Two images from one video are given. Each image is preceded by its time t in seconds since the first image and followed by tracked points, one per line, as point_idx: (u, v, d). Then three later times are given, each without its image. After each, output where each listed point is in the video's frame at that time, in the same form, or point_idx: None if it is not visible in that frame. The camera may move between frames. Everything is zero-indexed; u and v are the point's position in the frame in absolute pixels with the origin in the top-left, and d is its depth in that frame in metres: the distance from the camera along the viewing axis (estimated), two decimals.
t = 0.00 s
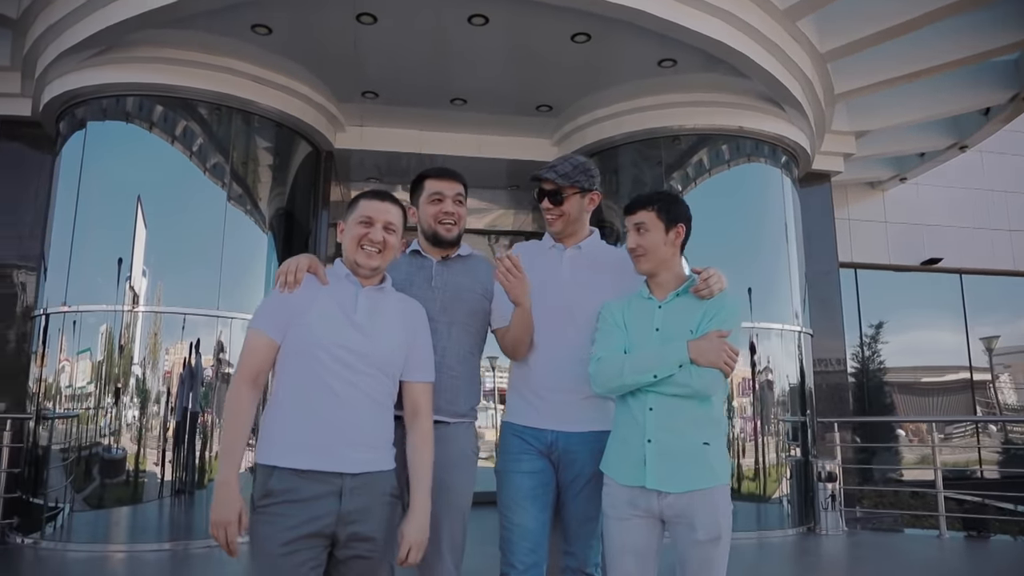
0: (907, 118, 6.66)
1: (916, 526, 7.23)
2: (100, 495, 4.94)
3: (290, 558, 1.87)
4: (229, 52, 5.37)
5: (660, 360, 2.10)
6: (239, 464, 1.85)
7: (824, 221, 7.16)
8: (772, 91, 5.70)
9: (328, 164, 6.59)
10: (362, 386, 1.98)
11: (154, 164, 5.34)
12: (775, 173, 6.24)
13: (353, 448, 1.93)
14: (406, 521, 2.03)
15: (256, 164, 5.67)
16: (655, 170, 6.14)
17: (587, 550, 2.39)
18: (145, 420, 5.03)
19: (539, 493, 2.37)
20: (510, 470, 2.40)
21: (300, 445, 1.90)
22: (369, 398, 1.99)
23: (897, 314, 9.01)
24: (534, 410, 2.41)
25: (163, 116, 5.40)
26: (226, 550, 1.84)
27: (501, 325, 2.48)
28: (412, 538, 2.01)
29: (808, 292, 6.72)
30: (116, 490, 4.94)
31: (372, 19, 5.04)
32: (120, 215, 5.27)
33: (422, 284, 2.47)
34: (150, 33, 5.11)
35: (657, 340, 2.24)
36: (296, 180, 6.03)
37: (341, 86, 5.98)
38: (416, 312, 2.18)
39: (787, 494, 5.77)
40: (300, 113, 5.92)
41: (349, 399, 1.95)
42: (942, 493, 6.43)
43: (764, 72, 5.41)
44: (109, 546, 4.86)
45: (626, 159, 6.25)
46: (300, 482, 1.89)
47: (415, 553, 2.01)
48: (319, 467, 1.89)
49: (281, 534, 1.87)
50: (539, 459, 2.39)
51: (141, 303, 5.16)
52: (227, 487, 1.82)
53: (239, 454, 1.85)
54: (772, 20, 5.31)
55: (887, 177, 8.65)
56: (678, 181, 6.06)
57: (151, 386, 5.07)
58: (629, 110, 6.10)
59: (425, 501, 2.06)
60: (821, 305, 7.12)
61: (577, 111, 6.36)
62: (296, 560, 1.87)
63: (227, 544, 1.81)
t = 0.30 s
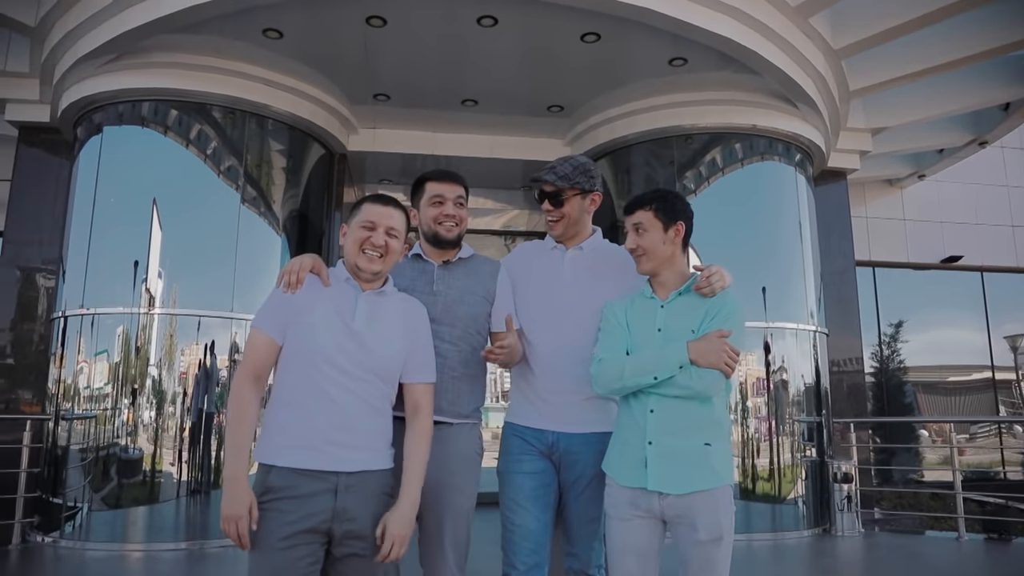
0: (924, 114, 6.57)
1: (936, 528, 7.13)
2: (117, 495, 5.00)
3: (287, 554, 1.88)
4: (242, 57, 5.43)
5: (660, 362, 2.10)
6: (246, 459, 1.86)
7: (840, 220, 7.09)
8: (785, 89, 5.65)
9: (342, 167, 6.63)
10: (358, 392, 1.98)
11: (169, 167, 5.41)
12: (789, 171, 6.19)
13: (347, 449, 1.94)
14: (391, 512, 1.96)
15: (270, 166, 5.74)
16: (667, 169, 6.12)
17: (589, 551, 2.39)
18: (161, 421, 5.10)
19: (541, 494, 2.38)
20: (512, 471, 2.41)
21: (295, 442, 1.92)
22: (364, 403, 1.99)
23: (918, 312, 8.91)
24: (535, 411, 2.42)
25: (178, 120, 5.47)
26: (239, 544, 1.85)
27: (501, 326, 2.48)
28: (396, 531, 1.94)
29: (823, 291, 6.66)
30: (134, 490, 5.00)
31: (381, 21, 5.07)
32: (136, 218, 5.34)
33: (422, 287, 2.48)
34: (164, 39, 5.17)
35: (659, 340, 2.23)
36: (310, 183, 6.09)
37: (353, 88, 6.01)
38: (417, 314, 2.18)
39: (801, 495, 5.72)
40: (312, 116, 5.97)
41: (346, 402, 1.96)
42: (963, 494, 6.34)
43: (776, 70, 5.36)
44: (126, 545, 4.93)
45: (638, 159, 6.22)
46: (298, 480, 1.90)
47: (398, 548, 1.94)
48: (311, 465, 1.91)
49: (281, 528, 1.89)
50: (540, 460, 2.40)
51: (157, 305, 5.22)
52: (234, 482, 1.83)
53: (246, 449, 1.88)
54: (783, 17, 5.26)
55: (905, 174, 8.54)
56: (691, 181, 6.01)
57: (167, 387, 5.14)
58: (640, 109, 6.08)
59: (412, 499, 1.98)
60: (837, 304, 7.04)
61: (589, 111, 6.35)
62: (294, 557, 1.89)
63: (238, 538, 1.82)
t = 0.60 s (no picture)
0: (944, 109, 6.46)
1: (958, 530, 7.02)
2: (135, 494, 5.05)
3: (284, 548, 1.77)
4: (255, 59, 5.46)
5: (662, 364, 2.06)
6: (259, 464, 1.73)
7: (858, 217, 6.99)
8: (800, 85, 5.57)
9: (355, 168, 6.66)
10: (355, 411, 1.84)
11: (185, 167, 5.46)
12: (805, 169, 6.11)
13: (336, 463, 1.81)
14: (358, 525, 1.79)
15: (284, 168, 5.77)
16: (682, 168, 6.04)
17: (596, 553, 2.37)
18: (177, 421, 5.14)
19: (546, 495, 2.36)
20: (517, 472, 2.39)
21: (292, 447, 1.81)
22: (358, 424, 1.85)
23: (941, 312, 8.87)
24: (541, 412, 2.40)
25: (193, 123, 5.53)
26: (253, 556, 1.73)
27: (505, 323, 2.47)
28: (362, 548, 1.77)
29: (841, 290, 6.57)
30: (151, 489, 5.05)
31: (392, 22, 5.07)
32: (152, 219, 5.40)
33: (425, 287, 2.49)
34: (177, 43, 5.22)
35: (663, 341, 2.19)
36: (323, 184, 6.12)
37: (365, 89, 6.02)
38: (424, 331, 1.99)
39: (819, 496, 5.66)
40: (325, 118, 6.00)
41: (342, 418, 1.83)
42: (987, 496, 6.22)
43: (791, 65, 5.30)
44: (144, 544, 4.98)
45: (652, 157, 6.17)
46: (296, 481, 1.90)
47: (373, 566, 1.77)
48: (300, 466, 1.80)
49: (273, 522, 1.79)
50: (545, 461, 2.38)
51: (173, 306, 5.27)
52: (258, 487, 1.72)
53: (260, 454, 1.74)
54: (797, 12, 5.20)
55: (926, 170, 8.41)
56: (705, 179, 5.95)
57: (183, 387, 5.18)
58: (654, 108, 6.04)
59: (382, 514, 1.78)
60: (856, 303, 6.94)
61: (602, 109, 6.32)
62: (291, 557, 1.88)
63: (258, 548, 1.71)
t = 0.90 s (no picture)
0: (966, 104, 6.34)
1: (984, 533, 6.89)
2: (153, 494, 5.10)
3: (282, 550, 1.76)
4: (268, 62, 5.50)
5: (667, 346, 2.04)
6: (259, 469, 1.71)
7: (879, 215, 6.89)
8: (816, 81, 5.50)
9: (370, 169, 6.68)
10: (349, 427, 1.83)
11: (202, 177, 5.50)
12: (822, 166, 6.03)
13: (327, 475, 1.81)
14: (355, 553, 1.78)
15: (299, 169, 5.81)
16: (697, 167, 6.00)
17: (603, 554, 2.34)
18: (194, 421, 5.18)
19: (553, 496, 2.34)
20: (523, 472, 2.37)
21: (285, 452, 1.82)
22: (352, 439, 1.84)
23: (966, 309, 8.71)
24: (548, 412, 2.37)
25: (209, 126, 5.58)
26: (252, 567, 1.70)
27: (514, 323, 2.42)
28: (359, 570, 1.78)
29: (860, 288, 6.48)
30: (168, 489, 5.09)
31: (403, 23, 5.08)
32: (168, 222, 5.46)
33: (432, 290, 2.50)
34: (192, 47, 5.27)
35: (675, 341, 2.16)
36: (338, 186, 6.15)
37: (379, 91, 6.04)
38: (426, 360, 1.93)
39: (839, 497, 5.57)
40: (339, 120, 6.02)
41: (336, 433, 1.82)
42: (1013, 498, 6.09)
43: (806, 61, 5.23)
44: (162, 543, 5.02)
45: (667, 156, 6.13)
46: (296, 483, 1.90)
47: None
48: (298, 470, 1.81)
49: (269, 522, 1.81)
50: (552, 461, 2.36)
51: (189, 308, 5.32)
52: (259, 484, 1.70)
53: (260, 459, 1.71)
54: (813, 6, 5.13)
55: (949, 166, 8.26)
56: (721, 177, 5.88)
57: (200, 388, 5.23)
58: (668, 106, 5.99)
59: (382, 536, 1.78)
60: (877, 302, 6.84)
61: (616, 108, 6.28)
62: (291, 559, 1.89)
63: (260, 559, 1.69)
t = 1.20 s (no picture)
0: (989, 97, 6.20)
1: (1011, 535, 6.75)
2: (172, 494, 5.15)
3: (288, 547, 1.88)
4: (282, 65, 5.53)
5: (658, 311, 2.04)
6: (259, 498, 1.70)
7: (900, 212, 6.78)
8: (833, 76, 5.41)
9: (385, 171, 6.71)
10: (339, 445, 1.89)
11: (219, 176, 5.56)
12: (841, 163, 5.94)
13: (318, 483, 1.91)
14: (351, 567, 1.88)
15: (314, 172, 5.85)
16: (713, 165, 5.92)
17: (610, 559, 2.29)
18: (212, 422, 5.23)
19: (557, 499, 2.29)
20: (528, 474, 2.32)
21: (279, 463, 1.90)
22: (343, 455, 1.91)
23: (992, 307, 8.54)
24: (553, 415, 2.32)
25: (225, 129, 5.64)
26: None
27: (523, 324, 2.35)
28: None
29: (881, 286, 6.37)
30: (187, 489, 5.14)
31: (415, 24, 5.08)
32: (186, 225, 5.52)
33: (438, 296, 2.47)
34: (206, 52, 5.32)
35: (686, 339, 2.06)
36: (353, 188, 6.18)
37: (393, 93, 6.06)
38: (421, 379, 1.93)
39: (859, 499, 5.49)
40: (353, 122, 6.04)
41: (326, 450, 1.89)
42: None
43: (823, 56, 5.15)
44: (181, 543, 5.07)
45: (683, 154, 6.08)
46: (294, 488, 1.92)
47: None
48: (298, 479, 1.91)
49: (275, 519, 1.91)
50: (557, 464, 2.30)
51: (207, 310, 5.37)
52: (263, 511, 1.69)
53: (260, 489, 1.70)
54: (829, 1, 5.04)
55: (973, 161, 8.10)
56: (738, 176, 5.79)
57: (217, 389, 5.28)
58: (683, 104, 5.94)
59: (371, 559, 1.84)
60: (899, 300, 6.72)
61: (630, 106, 6.23)
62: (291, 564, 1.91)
63: None
